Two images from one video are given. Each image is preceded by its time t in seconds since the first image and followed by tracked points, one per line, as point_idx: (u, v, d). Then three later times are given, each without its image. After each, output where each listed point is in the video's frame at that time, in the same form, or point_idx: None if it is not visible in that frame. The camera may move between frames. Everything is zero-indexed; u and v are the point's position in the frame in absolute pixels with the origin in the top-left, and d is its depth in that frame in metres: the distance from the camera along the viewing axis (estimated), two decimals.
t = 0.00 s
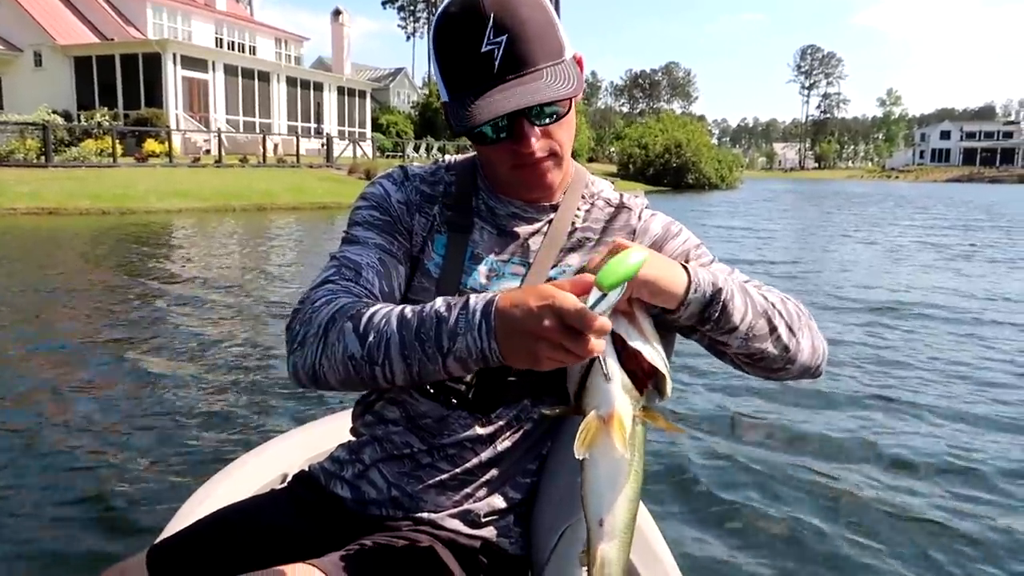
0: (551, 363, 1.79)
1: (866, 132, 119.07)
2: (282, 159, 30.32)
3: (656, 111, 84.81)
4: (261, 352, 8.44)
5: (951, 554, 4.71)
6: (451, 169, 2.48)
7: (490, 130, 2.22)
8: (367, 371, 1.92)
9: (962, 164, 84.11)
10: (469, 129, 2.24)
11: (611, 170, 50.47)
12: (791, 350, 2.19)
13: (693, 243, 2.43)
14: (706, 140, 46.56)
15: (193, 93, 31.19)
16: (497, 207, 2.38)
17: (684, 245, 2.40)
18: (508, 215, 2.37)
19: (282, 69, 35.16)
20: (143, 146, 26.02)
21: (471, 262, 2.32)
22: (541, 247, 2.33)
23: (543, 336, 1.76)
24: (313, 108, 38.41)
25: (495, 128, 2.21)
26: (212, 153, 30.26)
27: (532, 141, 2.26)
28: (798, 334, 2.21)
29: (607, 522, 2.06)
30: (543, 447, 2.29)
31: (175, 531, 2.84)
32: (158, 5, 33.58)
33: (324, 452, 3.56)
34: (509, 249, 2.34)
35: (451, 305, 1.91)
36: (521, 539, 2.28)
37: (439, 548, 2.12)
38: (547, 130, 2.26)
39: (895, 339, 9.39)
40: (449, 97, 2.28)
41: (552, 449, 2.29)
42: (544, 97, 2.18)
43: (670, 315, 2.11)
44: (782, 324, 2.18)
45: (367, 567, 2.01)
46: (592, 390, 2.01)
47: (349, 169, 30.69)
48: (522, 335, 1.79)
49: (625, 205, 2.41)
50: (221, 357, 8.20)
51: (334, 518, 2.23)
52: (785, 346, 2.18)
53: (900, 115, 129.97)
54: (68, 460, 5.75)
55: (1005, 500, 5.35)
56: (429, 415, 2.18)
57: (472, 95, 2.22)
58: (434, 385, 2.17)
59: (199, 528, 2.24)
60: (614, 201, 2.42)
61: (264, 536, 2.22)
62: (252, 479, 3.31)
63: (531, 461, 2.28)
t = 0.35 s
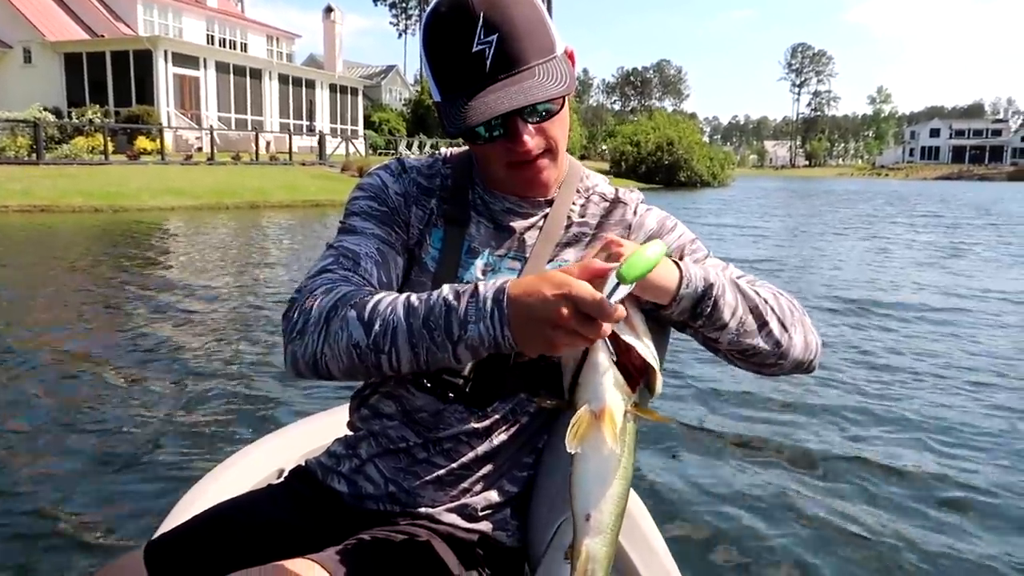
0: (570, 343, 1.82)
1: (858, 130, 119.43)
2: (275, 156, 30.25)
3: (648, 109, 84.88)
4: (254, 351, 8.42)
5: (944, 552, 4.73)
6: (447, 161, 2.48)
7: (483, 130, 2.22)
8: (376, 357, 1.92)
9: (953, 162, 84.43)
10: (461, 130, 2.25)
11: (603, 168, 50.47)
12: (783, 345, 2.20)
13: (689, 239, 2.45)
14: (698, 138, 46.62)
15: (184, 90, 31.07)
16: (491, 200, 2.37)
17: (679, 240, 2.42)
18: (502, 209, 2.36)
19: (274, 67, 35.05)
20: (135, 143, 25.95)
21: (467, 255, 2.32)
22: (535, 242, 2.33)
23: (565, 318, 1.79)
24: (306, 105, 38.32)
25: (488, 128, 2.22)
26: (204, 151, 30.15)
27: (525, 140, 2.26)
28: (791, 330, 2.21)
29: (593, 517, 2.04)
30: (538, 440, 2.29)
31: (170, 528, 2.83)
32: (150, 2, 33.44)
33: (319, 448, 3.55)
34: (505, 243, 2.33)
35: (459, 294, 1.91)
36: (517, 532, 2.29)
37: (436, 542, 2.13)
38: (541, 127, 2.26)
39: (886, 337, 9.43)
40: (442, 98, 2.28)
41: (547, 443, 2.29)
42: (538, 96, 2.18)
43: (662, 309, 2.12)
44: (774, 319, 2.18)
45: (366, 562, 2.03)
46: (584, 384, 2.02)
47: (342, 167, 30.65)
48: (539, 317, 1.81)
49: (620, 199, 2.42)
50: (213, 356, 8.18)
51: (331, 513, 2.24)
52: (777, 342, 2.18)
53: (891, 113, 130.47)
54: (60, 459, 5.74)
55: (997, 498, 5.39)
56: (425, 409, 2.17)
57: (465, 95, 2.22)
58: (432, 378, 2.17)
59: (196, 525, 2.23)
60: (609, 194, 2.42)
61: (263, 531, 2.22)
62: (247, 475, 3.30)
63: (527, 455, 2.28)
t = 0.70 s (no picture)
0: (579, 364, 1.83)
1: (851, 133, 119.79)
2: (270, 160, 30.25)
3: (642, 113, 85.04)
4: (247, 354, 8.39)
5: (940, 555, 4.72)
6: (441, 164, 2.47)
7: (499, 131, 2.21)
8: (387, 383, 1.93)
9: (945, 165, 84.76)
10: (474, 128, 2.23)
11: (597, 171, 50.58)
12: (780, 345, 2.21)
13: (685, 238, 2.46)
14: (692, 141, 46.74)
15: (180, 93, 31.05)
16: (489, 202, 2.37)
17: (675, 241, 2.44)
18: (500, 211, 2.37)
19: (269, 70, 35.05)
20: (130, 147, 25.91)
21: (466, 258, 2.32)
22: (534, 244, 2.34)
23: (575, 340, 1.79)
24: (300, 108, 38.29)
25: (503, 131, 2.21)
26: (199, 154, 30.13)
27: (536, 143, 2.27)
28: (788, 330, 2.23)
29: (605, 520, 2.04)
30: (537, 440, 2.31)
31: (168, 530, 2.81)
32: (144, 5, 33.43)
33: (317, 450, 3.54)
34: (503, 244, 2.34)
35: (464, 316, 1.91)
36: (516, 531, 2.29)
37: (436, 541, 2.13)
38: (554, 132, 2.26)
39: (880, 340, 9.44)
40: (459, 92, 2.24)
41: (546, 443, 2.30)
42: (561, 103, 2.17)
43: (661, 312, 2.14)
44: (771, 319, 2.20)
45: (367, 560, 2.03)
46: (588, 388, 2.03)
47: (337, 170, 30.66)
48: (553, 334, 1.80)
49: (617, 200, 2.44)
50: (207, 360, 8.15)
51: (331, 513, 2.24)
52: (774, 342, 2.20)
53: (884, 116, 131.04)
54: (53, 464, 5.70)
55: (992, 501, 5.39)
56: (423, 409, 2.17)
57: (486, 94, 2.19)
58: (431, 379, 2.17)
59: (195, 526, 2.22)
60: (605, 194, 2.44)
61: (264, 531, 2.21)
62: (245, 477, 3.28)
63: (526, 454, 2.29)
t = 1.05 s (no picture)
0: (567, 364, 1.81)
1: (853, 136, 119.79)
2: (274, 164, 30.32)
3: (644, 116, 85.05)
4: (248, 360, 8.36)
5: (949, 561, 4.68)
6: (446, 166, 2.45)
7: (563, 123, 2.16)
8: (389, 391, 1.94)
9: (948, 169, 84.68)
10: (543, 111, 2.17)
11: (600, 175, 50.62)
12: (786, 356, 2.21)
13: (687, 247, 2.49)
14: (694, 145, 46.81)
15: (184, 98, 31.15)
16: (495, 203, 2.37)
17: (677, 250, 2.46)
18: (507, 211, 2.37)
19: (272, 75, 35.16)
20: (135, 151, 26.00)
21: (471, 258, 2.32)
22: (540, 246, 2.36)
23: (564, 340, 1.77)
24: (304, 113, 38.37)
25: (568, 125, 2.16)
26: (203, 159, 30.19)
27: (583, 150, 2.22)
28: (794, 340, 2.23)
29: (614, 533, 2.00)
30: (542, 444, 2.33)
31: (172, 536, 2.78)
32: (147, 11, 33.55)
33: (321, 454, 3.50)
34: (509, 245, 2.34)
35: (465, 322, 1.91)
36: (522, 535, 2.28)
37: (441, 547, 2.11)
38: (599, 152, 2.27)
39: (884, 345, 9.40)
40: (546, 71, 2.16)
41: (551, 448, 2.33)
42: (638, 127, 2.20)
43: (669, 326, 2.12)
44: (778, 330, 2.20)
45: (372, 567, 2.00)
46: (597, 399, 1.99)
47: (340, 174, 30.70)
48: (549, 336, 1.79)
49: (622, 205, 2.46)
50: (209, 366, 8.13)
51: (337, 517, 2.22)
52: (780, 352, 2.20)
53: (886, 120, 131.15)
54: (54, 472, 5.69)
55: (1000, 508, 5.34)
56: (427, 413, 2.16)
57: (577, 89, 2.15)
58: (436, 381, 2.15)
59: (204, 533, 2.21)
60: (611, 201, 2.46)
61: (271, 537, 2.19)
62: (249, 484, 3.25)
63: (530, 459, 2.30)
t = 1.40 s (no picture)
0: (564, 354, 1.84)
1: (850, 138, 120.06)
2: (272, 167, 30.33)
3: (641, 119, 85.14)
4: (245, 364, 8.33)
5: (943, 562, 4.73)
6: (450, 168, 2.44)
7: (580, 117, 2.18)
8: (389, 377, 1.93)
9: (943, 171, 84.91)
10: (563, 106, 2.19)
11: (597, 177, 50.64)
12: (785, 369, 2.22)
13: (686, 253, 2.50)
14: (691, 147, 46.88)
15: (182, 101, 31.16)
16: (497, 203, 2.37)
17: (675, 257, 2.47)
18: (507, 210, 2.37)
19: (270, 78, 35.18)
20: (133, 155, 26.00)
21: (472, 259, 2.33)
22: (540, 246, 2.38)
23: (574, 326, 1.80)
24: (301, 116, 38.38)
25: (586, 120, 2.18)
26: (200, 162, 30.18)
27: (594, 146, 2.24)
28: (793, 353, 2.24)
29: (621, 554, 1.99)
30: (541, 448, 2.31)
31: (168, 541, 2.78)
32: (145, 14, 33.56)
33: (319, 459, 3.50)
34: (508, 246, 2.36)
35: (463, 303, 1.92)
36: (521, 539, 2.28)
37: (440, 551, 2.10)
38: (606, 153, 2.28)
39: (882, 347, 9.39)
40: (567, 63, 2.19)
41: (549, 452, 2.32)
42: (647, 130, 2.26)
43: (672, 340, 2.12)
44: (778, 342, 2.20)
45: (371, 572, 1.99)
46: (602, 418, 1.99)
47: (338, 177, 30.71)
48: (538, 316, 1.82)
49: (623, 209, 2.48)
50: (205, 371, 8.09)
51: (333, 521, 2.22)
52: (779, 365, 2.20)
53: (882, 122, 131.42)
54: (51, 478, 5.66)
55: (1001, 511, 5.33)
56: (426, 415, 2.16)
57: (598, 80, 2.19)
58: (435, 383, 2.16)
59: (199, 538, 2.21)
60: (611, 206, 2.48)
61: (268, 541, 2.19)
62: (246, 489, 3.25)
63: (529, 462, 2.29)
